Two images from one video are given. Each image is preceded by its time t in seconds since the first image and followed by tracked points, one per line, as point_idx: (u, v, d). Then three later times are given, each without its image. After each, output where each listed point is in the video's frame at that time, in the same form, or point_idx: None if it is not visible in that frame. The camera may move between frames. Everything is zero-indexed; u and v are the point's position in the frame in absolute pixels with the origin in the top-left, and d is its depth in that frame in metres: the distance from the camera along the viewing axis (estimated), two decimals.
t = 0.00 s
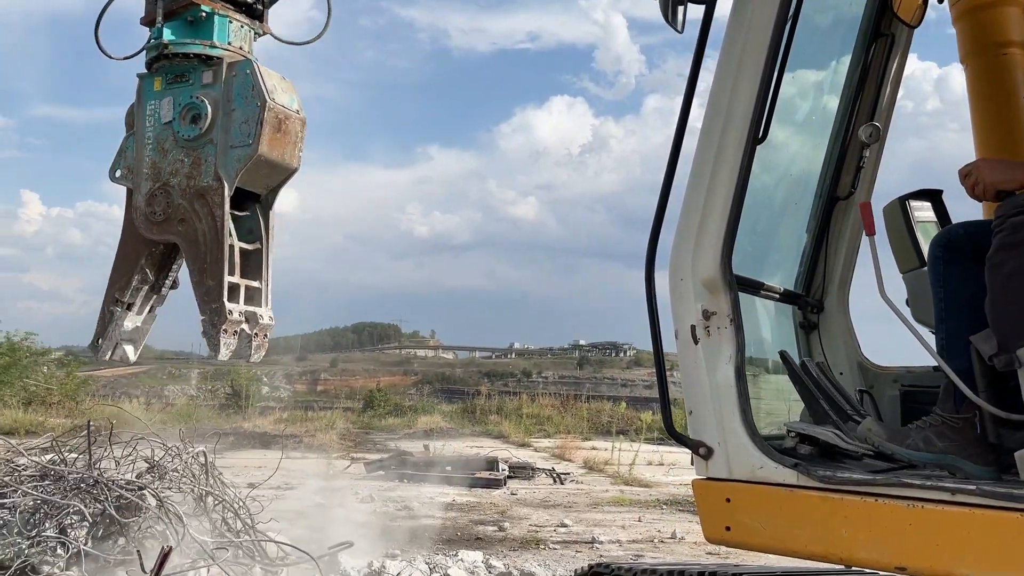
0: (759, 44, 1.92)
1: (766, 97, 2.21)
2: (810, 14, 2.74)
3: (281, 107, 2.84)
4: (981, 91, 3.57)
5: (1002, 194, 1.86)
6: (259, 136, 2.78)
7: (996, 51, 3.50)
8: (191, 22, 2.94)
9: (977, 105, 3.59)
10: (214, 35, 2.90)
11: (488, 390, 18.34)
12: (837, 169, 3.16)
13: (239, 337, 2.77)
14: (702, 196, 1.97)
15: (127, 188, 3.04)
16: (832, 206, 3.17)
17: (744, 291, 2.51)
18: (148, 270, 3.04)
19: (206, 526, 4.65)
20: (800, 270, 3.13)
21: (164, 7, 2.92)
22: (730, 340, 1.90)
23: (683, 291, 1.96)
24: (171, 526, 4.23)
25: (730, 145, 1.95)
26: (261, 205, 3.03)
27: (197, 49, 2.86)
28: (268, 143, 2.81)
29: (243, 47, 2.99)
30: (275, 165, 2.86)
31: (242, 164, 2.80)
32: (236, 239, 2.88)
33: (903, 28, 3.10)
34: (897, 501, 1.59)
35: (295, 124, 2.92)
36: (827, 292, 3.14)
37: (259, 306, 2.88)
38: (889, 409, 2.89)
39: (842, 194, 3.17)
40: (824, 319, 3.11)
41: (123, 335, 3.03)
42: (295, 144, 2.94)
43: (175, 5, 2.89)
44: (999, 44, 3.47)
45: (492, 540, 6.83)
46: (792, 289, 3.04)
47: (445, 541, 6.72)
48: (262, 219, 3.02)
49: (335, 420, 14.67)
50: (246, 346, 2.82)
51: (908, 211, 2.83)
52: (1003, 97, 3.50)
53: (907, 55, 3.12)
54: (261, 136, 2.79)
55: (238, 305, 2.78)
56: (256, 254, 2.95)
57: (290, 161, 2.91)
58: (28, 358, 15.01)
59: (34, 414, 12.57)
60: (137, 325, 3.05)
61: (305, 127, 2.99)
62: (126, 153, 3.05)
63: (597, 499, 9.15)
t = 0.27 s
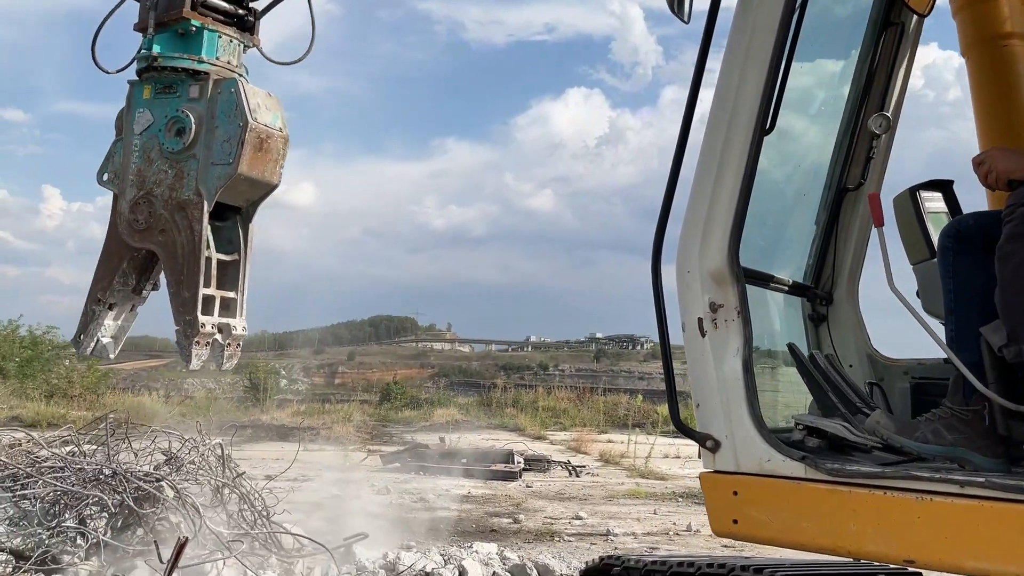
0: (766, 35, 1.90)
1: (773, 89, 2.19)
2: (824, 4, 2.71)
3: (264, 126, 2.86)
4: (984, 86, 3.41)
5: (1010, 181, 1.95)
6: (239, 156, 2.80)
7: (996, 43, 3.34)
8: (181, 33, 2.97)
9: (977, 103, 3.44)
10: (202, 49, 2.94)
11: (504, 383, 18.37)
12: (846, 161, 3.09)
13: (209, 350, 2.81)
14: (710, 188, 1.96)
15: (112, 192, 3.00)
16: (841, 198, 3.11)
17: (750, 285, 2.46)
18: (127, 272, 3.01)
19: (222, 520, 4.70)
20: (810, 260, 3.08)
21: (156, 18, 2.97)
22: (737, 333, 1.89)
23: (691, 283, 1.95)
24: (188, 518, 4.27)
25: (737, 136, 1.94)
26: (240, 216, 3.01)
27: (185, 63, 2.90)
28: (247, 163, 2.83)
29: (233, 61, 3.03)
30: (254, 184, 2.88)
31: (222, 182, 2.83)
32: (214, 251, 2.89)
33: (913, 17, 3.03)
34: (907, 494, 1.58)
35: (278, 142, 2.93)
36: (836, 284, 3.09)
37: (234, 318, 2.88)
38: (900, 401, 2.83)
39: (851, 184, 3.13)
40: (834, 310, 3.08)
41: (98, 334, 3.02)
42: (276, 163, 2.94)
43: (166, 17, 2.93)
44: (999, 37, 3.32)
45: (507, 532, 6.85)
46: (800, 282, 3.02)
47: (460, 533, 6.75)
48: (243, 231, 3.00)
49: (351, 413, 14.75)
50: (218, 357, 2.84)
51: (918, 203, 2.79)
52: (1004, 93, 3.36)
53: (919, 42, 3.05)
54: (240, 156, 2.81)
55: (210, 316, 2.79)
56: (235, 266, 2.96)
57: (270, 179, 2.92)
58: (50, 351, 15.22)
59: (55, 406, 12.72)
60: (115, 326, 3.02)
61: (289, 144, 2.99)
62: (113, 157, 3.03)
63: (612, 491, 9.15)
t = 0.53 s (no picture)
0: (762, 22, 1.90)
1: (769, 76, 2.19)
2: None
3: (254, 144, 2.87)
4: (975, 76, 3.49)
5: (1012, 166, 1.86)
6: (228, 175, 2.81)
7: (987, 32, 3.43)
8: (175, 49, 2.94)
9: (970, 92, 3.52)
10: (196, 66, 2.91)
11: (517, 375, 18.40)
12: (846, 150, 3.06)
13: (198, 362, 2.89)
14: (706, 176, 1.96)
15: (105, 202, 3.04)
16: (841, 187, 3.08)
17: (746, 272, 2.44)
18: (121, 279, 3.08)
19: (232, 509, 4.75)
20: (811, 248, 3.06)
21: (150, 33, 2.92)
22: (733, 321, 1.89)
23: (687, 271, 1.96)
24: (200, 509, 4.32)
25: (733, 124, 1.94)
26: (231, 229, 3.07)
27: (178, 80, 2.89)
28: (237, 180, 2.83)
29: (226, 78, 2.99)
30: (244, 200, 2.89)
31: (211, 199, 2.84)
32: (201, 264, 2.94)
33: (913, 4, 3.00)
34: (900, 479, 1.58)
35: (268, 160, 2.93)
36: (837, 273, 3.06)
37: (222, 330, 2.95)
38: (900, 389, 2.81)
39: (852, 174, 3.08)
40: (834, 300, 3.05)
41: (97, 335, 3.14)
42: (266, 180, 2.95)
43: (159, 34, 2.88)
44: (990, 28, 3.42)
45: (518, 523, 6.88)
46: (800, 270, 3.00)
47: (471, 523, 6.79)
48: (233, 245, 3.06)
49: (365, 405, 14.84)
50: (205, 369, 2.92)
51: (918, 189, 2.80)
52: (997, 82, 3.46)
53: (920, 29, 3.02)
54: (230, 174, 2.82)
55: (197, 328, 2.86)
56: (224, 278, 3.02)
57: (259, 195, 2.93)
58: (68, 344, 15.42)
59: (73, 398, 12.89)
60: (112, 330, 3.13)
61: (279, 161, 2.99)
62: (108, 168, 3.05)
63: (624, 483, 9.16)
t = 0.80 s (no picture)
0: (754, 12, 1.90)
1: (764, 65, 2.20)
2: None
3: (260, 164, 2.93)
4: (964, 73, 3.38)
5: (1003, 152, 1.86)
6: (236, 196, 2.87)
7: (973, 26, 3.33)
8: (179, 74, 3.01)
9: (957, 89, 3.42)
10: (200, 89, 2.98)
11: (528, 367, 18.43)
12: (845, 137, 3.06)
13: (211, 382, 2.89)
14: (701, 165, 1.97)
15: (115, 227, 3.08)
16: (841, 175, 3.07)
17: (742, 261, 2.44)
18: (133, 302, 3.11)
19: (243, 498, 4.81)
20: (809, 237, 3.06)
21: (155, 59, 2.99)
22: (728, 308, 1.91)
23: (682, 259, 1.97)
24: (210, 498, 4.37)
25: (728, 113, 1.95)
26: (240, 249, 3.11)
27: (183, 104, 2.96)
28: (244, 200, 2.90)
29: (230, 100, 3.07)
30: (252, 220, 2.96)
31: (220, 220, 2.90)
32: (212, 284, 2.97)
33: None
34: (888, 464, 1.59)
35: (274, 179, 3.00)
36: (834, 262, 3.06)
37: (234, 349, 2.98)
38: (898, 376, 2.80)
39: (852, 161, 3.08)
40: (833, 288, 3.05)
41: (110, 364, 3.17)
42: (272, 199, 3.02)
43: (164, 59, 2.96)
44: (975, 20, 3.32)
45: (527, 513, 6.92)
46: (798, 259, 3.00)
47: (480, 514, 6.83)
48: (242, 265, 3.10)
49: (376, 397, 14.92)
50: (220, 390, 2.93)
51: (915, 175, 2.81)
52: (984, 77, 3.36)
53: (918, 20, 3.00)
54: (237, 194, 2.88)
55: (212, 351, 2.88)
56: (234, 298, 3.05)
57: (267, 215, 3.00)
58: (82, 337, 15.58)
59: (88, 390, 13.05)
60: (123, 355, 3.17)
61: (285, 180, 3.06)
62: (116, 194, 3.09)
63: (633, 473, 9.18)
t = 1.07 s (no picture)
0: (741, 8, 1.94)
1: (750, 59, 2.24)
2: None
3: (266, 183, 3.92)
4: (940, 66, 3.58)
5: (977, 149, 1.88)
6: (244, 214, 3.81)
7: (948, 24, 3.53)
8: (184, 98, 3.99)
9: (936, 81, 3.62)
10: (205, 114, 3.96)
11: (535, 360, 18.48)
12: (835, 130, 3.07)
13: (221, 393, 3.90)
14: (688, 158, 2.00)
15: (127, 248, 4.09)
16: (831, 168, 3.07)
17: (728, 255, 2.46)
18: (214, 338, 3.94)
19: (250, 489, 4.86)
20: (799, 231, 3.08)
21: (161, 84, 3.97)
22: (714, 300, 1.95)
23: (669, 252, 2.01)
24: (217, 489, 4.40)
25: (715, 108, 1.98)
26: (249, 267, 4.12)
27: (188, 126, 3.93)
28: (252, 218, 3.88)
29: (233, 121, 4.06)
30: (260, 234, 3.94)
31: (227, 238, 3.87)
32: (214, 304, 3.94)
33: None
34: (867, 451, 1.64)
35: (279, 196, 3.99)
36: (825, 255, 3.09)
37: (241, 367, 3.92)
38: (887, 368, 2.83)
39: (841, 155, 3.08)
40: (824, 280, 3.09)
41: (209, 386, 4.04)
42: (277, 214, 4.00)
43: (169, 84, 3.94)
44: (951, 18, 3.51)
45: (531, 504, 6.99)
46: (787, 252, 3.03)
47: (485, 504, 6.91)
48: (252, 278, 4.14)
49: (383, 389, 15.01)
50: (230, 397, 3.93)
51: (902, 169, 2.83)
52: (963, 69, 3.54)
53: (906, 19, 3.05)
54: (248, 213, 3.87)
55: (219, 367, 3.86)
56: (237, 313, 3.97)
57: (272, 231, 3.99)
58: (92, 330, 15.72)
59: (98, 383, 13.17)
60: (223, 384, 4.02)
61: (288, 197, 4.05)
62: (126, 220, 4.12)
63: (638, 465, 9.23)
